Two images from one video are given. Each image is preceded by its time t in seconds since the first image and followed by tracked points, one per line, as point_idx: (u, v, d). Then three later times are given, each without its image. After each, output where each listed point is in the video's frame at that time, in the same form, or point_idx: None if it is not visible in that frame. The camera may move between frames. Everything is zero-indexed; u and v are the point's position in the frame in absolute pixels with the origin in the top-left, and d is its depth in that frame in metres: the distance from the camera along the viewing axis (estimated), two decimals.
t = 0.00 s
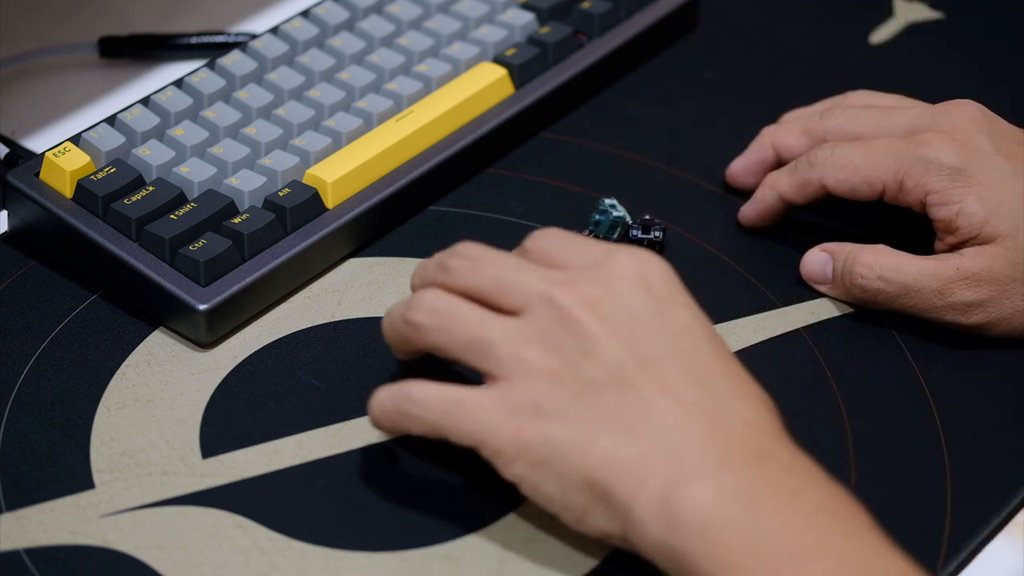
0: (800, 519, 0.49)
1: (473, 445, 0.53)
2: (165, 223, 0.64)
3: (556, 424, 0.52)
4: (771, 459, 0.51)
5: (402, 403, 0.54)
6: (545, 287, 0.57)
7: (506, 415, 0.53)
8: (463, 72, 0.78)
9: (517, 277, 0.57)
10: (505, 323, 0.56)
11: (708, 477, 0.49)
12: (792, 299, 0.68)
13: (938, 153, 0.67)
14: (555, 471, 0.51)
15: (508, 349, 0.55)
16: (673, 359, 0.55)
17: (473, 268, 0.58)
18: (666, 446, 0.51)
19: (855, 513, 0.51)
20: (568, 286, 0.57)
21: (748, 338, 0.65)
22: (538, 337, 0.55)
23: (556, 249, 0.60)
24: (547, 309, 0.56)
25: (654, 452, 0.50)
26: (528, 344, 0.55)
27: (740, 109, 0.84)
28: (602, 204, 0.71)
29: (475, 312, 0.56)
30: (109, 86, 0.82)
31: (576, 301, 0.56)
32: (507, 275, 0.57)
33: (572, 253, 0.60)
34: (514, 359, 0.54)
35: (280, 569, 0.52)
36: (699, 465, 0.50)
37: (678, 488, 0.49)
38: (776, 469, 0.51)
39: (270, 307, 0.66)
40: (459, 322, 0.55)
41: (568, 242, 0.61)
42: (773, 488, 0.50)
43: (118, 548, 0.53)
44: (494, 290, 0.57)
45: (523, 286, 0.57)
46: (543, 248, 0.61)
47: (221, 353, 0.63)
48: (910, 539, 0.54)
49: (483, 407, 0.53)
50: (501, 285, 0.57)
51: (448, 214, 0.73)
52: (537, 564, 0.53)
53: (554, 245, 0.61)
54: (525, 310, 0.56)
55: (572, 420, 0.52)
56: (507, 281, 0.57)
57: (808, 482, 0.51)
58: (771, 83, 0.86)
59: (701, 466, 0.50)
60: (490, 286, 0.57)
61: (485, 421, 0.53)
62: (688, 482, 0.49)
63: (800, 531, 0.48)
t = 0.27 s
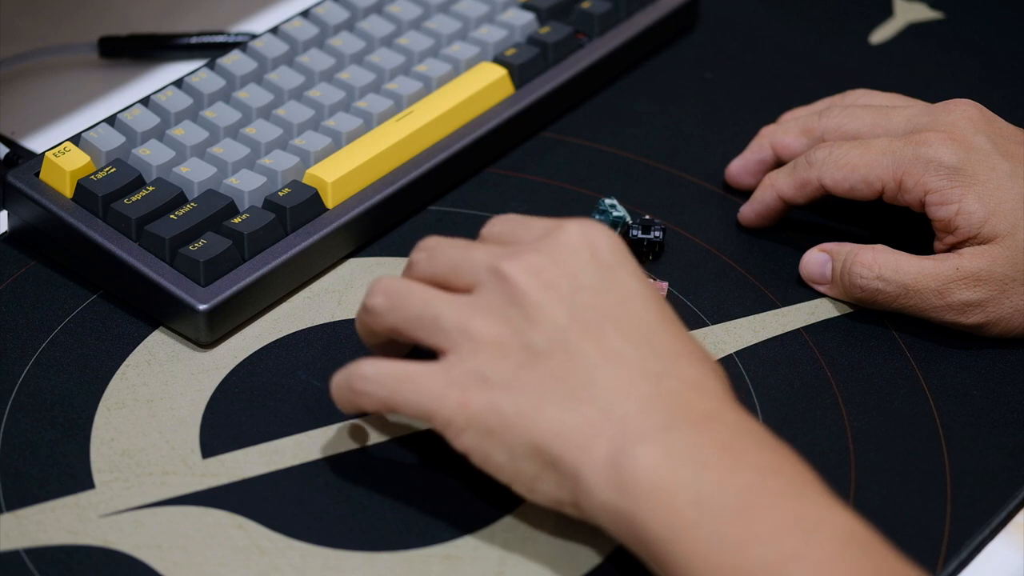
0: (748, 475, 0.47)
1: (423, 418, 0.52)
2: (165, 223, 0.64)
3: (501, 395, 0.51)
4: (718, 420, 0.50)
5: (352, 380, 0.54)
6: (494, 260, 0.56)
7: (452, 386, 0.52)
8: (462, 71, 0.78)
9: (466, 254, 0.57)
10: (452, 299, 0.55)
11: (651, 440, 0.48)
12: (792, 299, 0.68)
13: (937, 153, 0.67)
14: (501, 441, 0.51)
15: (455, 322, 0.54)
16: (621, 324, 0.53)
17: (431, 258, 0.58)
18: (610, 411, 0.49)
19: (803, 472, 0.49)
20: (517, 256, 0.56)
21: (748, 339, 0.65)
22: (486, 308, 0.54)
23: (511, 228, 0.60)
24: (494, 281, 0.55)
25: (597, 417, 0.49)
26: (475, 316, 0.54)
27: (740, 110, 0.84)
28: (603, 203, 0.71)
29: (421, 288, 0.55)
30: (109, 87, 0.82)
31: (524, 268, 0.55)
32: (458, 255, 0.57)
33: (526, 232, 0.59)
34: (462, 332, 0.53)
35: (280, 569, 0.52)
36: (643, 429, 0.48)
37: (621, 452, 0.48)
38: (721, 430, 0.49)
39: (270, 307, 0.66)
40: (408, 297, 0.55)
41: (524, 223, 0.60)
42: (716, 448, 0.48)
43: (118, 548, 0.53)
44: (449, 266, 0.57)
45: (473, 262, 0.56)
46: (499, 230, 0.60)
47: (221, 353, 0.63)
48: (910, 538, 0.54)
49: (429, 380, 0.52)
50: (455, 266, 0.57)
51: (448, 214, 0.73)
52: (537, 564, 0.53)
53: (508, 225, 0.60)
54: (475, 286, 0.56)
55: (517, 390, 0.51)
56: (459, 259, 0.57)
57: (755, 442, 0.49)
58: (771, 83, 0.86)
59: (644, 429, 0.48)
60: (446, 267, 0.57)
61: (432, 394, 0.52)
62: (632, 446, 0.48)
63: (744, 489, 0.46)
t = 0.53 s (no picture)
0: (745, 468, 0.48)
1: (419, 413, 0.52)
2: (165, 223, 0.64)
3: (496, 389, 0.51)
4: (715, 415, 0.50)
5: (347, 377, 0.54)
6: (486, 256, 0.56)
7: (446, 380, 0.52)
8: (462, 72, 0.78)
9: (460, 251, 0.57)
10: (446, 296, 0.55)
11: (650, 436, 0.48)
12: (792, 299, 0.68)
13: (937, 153, 0.67)
14: (497, 436, 0.51)
15: (448, 316, 0.54)
16: (616, 319, 0.53)
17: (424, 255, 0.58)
18: (608, 406, 0.49)
19: (799, 468, 0.50)
20: (509, 252, 0.56)
21: (748, 339, 0.65)
22: (479, 305, 0.54)
23: (499, 230, 0.60)
24: (487, 276, 0.55)
25: (595, 411, 0.49)
26: (469, 311, 0.54)
27: (740, 110, 0.84)
28: (602, 204, 0.72)
29: (415, 285, 0.55)
30: (109, 87, 0.82)
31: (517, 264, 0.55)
32: (451, 252, 0.57)
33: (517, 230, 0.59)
34: (456, 327, 0.53)
35: (280, 569, 0.52)
36: (642, 424, 0.49)
37: (620, 446, 0.48)
38: (717, 425, 0.49)
39: (270, 307, 0.66)
40: (401, 294, 0.55)
41: (513, 224, 0.60)
42: (714, 442, 0.48)
43: (118, 548, 0.53)
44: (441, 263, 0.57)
45: (465, 260, 0.56)
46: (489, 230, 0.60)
47: (221, 353, 0.63)
48: (910, 538, 0.54)
49: (423, 373, 0.52)
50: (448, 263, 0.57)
51: (448, 215, 0.73)
52: (537, 564, 0.53)
53: (497, 227, 0.61)
54: (469, 282, 0.56)
55: (512, 382, 0.51)
56: (452, 257, 0.57)
57: (750, 435, 0.50)
58: (771, 83, 0.86)
59: (643, 422, 0.48)
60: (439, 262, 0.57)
61: (426, 389, 0.52)
62: (631, 439, 0.48)
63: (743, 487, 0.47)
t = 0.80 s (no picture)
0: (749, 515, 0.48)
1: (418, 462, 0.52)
2: (165, 223, 0.64)
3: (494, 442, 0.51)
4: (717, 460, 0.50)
5: (345, 425, 0.54)
6: (481, 295, 0.55)
7: (444, 433, 0.51)
8: (463, 72, 0.78)
9: (455, 290, 0.56)
10: (442, 340, 0.54)
11: (653, 490, 0.48)
12: (792, 299, 0.68)
13: (937, 153, 0.67)
14: (496, 489, 0.51)
15: (444, 362, 0.53)
16: (616, 359, 0.52)
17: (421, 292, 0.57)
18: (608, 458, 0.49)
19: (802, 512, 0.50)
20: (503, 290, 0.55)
21: (748, 338, 0.65)
22: (474, 350, 0.53)
23: (491, 256, 0.58)
24: (481, 319, 0.54)
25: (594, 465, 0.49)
26: (464, 357, 0.53)
27: (740, 110, 0.84)
28: (602, 205, 0.70)
29: (411, 331, 0.55)
30: (109, 87, 0.82)
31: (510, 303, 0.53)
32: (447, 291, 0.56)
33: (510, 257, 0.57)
34: (453, 375, 0.53)
35: (280, 569, 0.52)
36: (642, 477, 0.48)
37: (621, 501, 0.48)
38: (719, 474, 0.49)
39: (269, 307, 0.66)
40: (398, 340, 0.55)
41: (506, 245, 0.58)
42: (713, 493, 0.48)
43: (118, 549, 0.53)
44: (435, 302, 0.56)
45: (461, 299, 0.55)
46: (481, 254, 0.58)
47: (221, 353, 0.63)
48: (910, 538, 0.54)
49: (421, 425, 0.52)
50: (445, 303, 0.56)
51: (448, 214, 0.73)
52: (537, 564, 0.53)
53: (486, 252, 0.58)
54: (465, 323, 0.55)
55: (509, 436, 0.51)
56: (448, 297, 0.56)
57: (751, 481, 0.50)
58: (771, 83, 0.86)
59: (644, 475, 0.48)
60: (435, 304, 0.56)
61: (425, 440, 0.52)
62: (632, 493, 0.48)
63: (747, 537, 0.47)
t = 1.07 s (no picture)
0: (742, 481, 0.47)
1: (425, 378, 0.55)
2: (165, 223, 0.64)
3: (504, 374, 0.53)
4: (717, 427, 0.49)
5: (364, 325, 0.56)
6: (519, 239, 0.57)
7: (458, 356, 0.54)
8: (463, 72, 0.78)
9: (497, 226, 0.58)
10: (473, 269, 0.57)
11: (645, 446, 0.48)
12: (792, 299, 0.68)
13: (937, 153, 0.67)
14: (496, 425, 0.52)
15: (471, 292, 0.56)
16: (631, 319, 0.53)
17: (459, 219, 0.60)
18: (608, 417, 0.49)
19: (800, 479, 0.49)
20: (541, 237, 0.57)
21: (748, 339, 0.65)
22: (498, 287, 0.55)
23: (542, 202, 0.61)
24: (514, 258, 0.56)
25: (592, 421, 0.50)
26: (488, 291, 0.55)
27: (740, 110, 0.84)
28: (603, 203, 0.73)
29: (447, 250, 0.57)
30: (109, 87, 0.82)
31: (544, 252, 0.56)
32: (486, 225, 0.59)
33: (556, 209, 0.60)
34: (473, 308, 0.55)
35: (280, 569, 0.52)
36: (637, 437, 0.48)
37: (615, 457, 0.48)
38: (717, 437, 0.49)
39: (269, 307, 0.66)
40: (432, 253, 0.57)
41: (558, 198, 0.61)
42: (710, 455, 0.48)
43: (118, 548, 0.52)
44: (475, 239, 0.59)
45: (500, 234, 0.58)
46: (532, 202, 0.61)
47: (221, 353, 0.63)
48: (910, 538, 0.54)
49: (438, 340, 0.54)
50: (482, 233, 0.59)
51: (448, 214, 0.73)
52: (537, 564, 0.53)
53: (539, 199, 0.61)
54: (496, 256, 0.57)
55: (517, 376, 0.52)
56: (488, 231, 0.58)
57: (751, 450, 0.49)
58: (771, 83, 0.86)
59: (639, 435, 0.48)
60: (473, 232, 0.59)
61: (435, 358, 0.54)
62: (627, 450, 0.48)
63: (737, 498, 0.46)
